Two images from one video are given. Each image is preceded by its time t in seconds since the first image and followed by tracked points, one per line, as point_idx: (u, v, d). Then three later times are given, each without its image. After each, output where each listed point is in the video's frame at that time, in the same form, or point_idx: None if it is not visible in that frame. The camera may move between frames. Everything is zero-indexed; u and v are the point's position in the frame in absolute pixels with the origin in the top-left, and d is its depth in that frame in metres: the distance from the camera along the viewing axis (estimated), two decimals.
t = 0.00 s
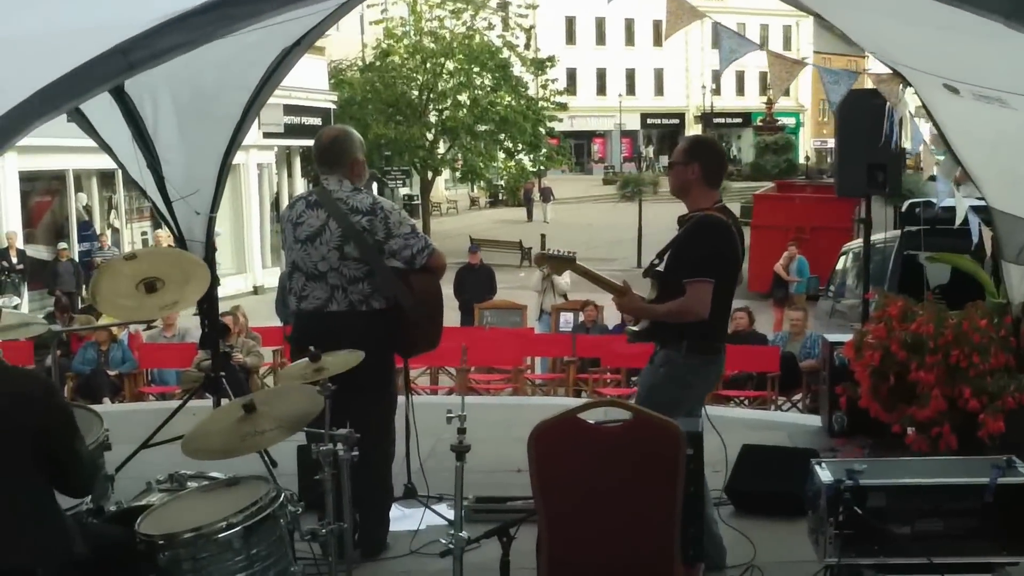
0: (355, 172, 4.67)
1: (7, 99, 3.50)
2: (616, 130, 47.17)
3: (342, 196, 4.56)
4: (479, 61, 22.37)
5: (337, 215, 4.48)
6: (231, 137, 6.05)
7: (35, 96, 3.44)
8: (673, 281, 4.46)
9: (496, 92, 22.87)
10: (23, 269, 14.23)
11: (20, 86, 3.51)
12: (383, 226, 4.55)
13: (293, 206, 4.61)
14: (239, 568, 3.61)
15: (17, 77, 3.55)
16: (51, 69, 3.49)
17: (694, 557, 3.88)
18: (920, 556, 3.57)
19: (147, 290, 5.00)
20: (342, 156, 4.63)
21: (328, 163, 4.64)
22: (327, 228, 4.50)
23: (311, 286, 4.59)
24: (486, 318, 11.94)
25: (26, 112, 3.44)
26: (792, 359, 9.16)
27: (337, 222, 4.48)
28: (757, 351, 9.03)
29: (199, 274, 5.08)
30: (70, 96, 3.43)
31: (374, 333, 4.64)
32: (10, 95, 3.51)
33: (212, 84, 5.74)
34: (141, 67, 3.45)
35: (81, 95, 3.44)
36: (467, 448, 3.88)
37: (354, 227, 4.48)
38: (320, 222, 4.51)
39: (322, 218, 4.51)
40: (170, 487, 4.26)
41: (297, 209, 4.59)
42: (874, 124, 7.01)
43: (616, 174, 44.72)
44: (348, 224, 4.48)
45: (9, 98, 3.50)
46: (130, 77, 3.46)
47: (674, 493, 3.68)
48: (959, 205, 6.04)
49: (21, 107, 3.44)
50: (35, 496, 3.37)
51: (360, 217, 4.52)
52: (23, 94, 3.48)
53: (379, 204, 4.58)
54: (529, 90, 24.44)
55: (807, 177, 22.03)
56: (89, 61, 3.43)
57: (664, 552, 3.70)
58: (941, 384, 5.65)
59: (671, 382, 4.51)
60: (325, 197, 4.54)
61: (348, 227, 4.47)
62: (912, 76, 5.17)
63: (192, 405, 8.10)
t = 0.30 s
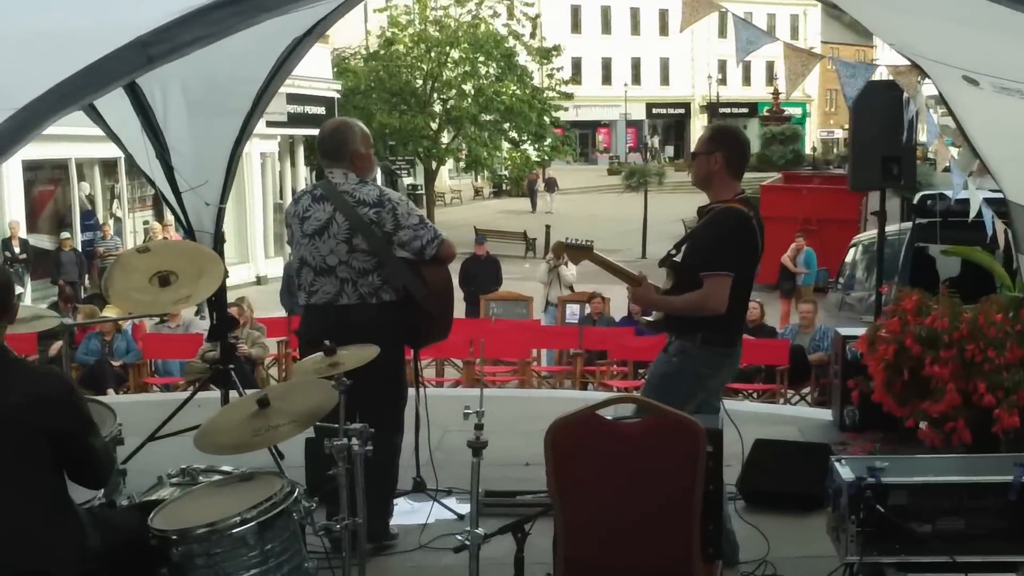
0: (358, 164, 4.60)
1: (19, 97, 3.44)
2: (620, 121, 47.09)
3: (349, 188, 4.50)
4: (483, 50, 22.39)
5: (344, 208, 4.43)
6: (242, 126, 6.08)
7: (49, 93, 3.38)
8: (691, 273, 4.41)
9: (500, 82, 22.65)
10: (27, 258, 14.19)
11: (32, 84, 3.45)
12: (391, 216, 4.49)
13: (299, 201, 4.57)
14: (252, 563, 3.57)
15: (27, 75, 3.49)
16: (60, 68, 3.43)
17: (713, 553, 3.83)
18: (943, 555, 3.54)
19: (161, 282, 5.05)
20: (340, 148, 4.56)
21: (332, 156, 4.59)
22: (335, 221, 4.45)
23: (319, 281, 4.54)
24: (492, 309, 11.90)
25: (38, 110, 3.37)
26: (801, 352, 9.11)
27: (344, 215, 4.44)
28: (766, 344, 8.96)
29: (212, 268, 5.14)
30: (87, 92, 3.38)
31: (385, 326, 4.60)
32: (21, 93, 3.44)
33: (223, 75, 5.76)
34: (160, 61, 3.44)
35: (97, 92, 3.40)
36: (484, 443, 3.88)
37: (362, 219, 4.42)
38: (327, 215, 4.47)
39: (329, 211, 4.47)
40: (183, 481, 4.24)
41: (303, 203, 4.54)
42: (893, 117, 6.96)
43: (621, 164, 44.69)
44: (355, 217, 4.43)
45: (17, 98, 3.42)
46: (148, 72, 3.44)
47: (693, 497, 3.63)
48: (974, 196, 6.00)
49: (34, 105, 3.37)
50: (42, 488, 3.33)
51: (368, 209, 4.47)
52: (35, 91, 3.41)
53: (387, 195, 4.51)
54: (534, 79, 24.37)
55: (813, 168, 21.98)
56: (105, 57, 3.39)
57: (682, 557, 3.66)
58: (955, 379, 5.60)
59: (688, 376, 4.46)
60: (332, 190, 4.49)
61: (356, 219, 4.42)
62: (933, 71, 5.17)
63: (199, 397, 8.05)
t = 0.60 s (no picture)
0: (374, 157, 4.54)
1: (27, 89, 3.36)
2: (625, 111, 46.97)
3: (364, 180, 4.44)
4: (487, 40, 22.29)
5: (359, 201, 4.37)
6: (250, 118, 6.12)
7: (58, 86, 3.32)
8: (703, 266, 4.36)
9: (505, 71, 22.83)
10: (30, 248, 14.14)
11: (40, 76, 3.37)
12: (405, 210, 4.42)
13: (313, 191, 4.51)
14: (265, 558, 3.56)
15: (35, 66, 3.42)
16: (74, 58, 3.36)
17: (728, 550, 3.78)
18: (965, 552, 3.54)
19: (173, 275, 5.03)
20: (358, 140, 4.51)
21: (348, 148, 4.53)
22: (348, 213, 4.40)
23: (330, 272, 4.50)
24: (498, 301, 11.86)
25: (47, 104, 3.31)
26: (809, 345, 9.06)
27: (358, 208, 4.37)
28: (775, 337, 8.92)
29: (224, 261, 5.10)
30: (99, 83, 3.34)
31: (394, 320, 4.56)
32: (28, 84, 3.37)
33: (230, 63, 5.83)
34: (174, 50, 3.38)
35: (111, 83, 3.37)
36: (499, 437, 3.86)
37: (375, 212, 4.36)
38: (340, 207, 4.41)
39: (342, 203, 4.41)
40: (196, 475, 4.21)
41: (317, 193, 4.49)
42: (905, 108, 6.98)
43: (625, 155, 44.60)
44: (369, 211, 4.38)
45: (30, 89, 3.34)
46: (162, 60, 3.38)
47: (710, 492, 3.59)
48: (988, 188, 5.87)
49: (44, 98, 3.31)
50: (51, 485, 3.30)
51: (382, 202, 4.41)
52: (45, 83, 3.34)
53: (402, 188, 4.44)
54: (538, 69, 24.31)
55: (820, 158, 21.92)
56: (119, 45, 3.33)
57: (696, 550, 3.62)
58: (969, 373, 5.51)
59: (700, 371, 4.41)
60: (346, 182, 4.43)
61: (369, 213, 4.36)
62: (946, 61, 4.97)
63: (205, 389, 8.01)
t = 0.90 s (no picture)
0: (395, 147, 4.49)
1: (43, 83, 3.25)
2: (628, 102, 46.86)
3: (384, 170, 4.39)
4: (492, 31, 22.22)
5: (377, 190, 4.33)
6: (259, 109, 6.12)
7: (75, 77, 3.23)
8: (714, 261, 4.31)
9: (509, 63, 22.70)
10: (34, 240, 14.10)
11: (57, 71, 3.28)
12: (424, 201, 4.38)
13: (332, 179, 4.47)
14: (279, 553, 3.54)
15: (51, 64, 3.33)
16: (90, 52, 3.32)
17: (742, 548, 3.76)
18: (985, 551, 3.52)
19: (186, 269, 5.05)
20: (380, 130, 4.47)
21: (369, 136, 4.49)
22: (366, 202, 4.36)
23: (345, 262, 4.45)
24: (503, 294, 11.82)
25: (65, 95, 3.19)
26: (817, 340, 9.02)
27: (377, 198, 4.34)
28: (783, 332, 8.88)
29: (236, 254, 5.14)
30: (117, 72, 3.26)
31: (407, 312, 4.52)
32: (40, 77, 3.28)
33: (238, 53, 5.86)
34: (191, 42, 3.38)
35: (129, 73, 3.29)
36: (513, 431, 3.86)
37: (393, 202, 4.32)
38: (358, 196, 4.37)
39: (361, 192, 4.37)
40: (208, 470, 4.19)
41: (336, 181, 4.45)
42: (916, 101, 6.96)
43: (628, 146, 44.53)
44: (387, 201, 4.33)
45: (44, 82, 3.25)
46: (178, 52, 3.39)
47: (724, 490, 3.56)
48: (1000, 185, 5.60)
49: (61, 88, 3.20)
50: (62, 478, 3.27)
51: (400, 192, 4.37)
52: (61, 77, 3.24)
53: (421, 179, 4.41)
54: (542, 61, 24.26)
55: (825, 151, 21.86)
56: (137, 36, 3.31)
57: (711, 546, 3.59)
58: (981, 369, 5.43)
59: (711, 365, 4.36)
60: (365, 171, 4.39)
61: (388, 203, 4.32)
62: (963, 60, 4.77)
63: (212, 382, 7.98)
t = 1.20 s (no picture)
0: (408, 141, 4.48)
1: (55, 77, 3.22)
2: (630, 97, 46.80)
3: (398, 164, 4.38)
4: (494, 25, 22.19)
5: (392, 184, 4.31)
6: (265, 104, 6.08)
7: (86, 71, 3.21)
8: (724, 255, 4.28)
9: (512, 57, 22.62)
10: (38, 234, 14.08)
11: (68, 66, 3.26)
12: (438, 196, 4.37)
13: (345, 173, 4.44)
14: (289, 550, 3.52)
15: (62, 60, 3.31)
16: (102, 46, 3.29)
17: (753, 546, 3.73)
18: (1003, 551, 3.50)
19: (195, 262, 5.07)
20: (393, 124, 4.46)
21: (382, 130, 4.48)
22: (381, 196, 4.34)
23: (358, 257, 4.42)
24: (508, 289, 11.79)
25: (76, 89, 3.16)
26: (823, 337, 9.01)
27: (391, 191, 4.32)
28: (790, 328, 8.86)
29: (245, 249, 5.16)
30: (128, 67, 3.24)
31: (419, 308, 4.50)
32: (52, 72, 3.25)
33: (245, 46, 5.87)
34: (202, 36, 3.37)
35: (141, 67, 3.26)
36: (524, 428, 3.83)
37: (408, 196, 4.31)
38: (373, 190, 4.34)
39: (375, 186, 4.35)
40: (217, 467, 4.18)
41: (349, 175, 4.42)
42: (925, 96, 6.98)
43: (630, 140, 44.47)
44: (402, 195, 4.32)
45: (55, 76, 3.23)
46: (189, 46, 3.37)
47: (737, 489, 3.52)
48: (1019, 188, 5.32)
49: (73, 82, 3.18)
50: (71, 475, 3.24)
51: (415, 187, 4.36)
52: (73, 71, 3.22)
53: (435, 174, 4.39)
54: (544, 55, 24.25)
55: (829, 147, 21.84)
56: (149, 31, 3.30)
57: (721, 544, 3.55)
58: (992, 366, 5.39)
59: (723, 363, 4.33)
60: (380, 165, 4.37)
61: (402, 197, 4.31)
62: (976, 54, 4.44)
63: (218, 377, 7.96)
